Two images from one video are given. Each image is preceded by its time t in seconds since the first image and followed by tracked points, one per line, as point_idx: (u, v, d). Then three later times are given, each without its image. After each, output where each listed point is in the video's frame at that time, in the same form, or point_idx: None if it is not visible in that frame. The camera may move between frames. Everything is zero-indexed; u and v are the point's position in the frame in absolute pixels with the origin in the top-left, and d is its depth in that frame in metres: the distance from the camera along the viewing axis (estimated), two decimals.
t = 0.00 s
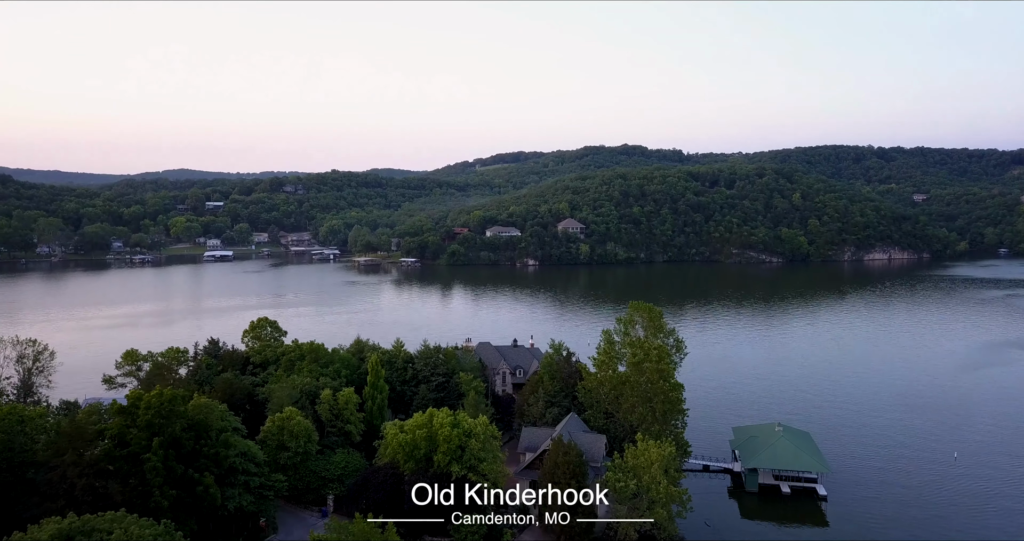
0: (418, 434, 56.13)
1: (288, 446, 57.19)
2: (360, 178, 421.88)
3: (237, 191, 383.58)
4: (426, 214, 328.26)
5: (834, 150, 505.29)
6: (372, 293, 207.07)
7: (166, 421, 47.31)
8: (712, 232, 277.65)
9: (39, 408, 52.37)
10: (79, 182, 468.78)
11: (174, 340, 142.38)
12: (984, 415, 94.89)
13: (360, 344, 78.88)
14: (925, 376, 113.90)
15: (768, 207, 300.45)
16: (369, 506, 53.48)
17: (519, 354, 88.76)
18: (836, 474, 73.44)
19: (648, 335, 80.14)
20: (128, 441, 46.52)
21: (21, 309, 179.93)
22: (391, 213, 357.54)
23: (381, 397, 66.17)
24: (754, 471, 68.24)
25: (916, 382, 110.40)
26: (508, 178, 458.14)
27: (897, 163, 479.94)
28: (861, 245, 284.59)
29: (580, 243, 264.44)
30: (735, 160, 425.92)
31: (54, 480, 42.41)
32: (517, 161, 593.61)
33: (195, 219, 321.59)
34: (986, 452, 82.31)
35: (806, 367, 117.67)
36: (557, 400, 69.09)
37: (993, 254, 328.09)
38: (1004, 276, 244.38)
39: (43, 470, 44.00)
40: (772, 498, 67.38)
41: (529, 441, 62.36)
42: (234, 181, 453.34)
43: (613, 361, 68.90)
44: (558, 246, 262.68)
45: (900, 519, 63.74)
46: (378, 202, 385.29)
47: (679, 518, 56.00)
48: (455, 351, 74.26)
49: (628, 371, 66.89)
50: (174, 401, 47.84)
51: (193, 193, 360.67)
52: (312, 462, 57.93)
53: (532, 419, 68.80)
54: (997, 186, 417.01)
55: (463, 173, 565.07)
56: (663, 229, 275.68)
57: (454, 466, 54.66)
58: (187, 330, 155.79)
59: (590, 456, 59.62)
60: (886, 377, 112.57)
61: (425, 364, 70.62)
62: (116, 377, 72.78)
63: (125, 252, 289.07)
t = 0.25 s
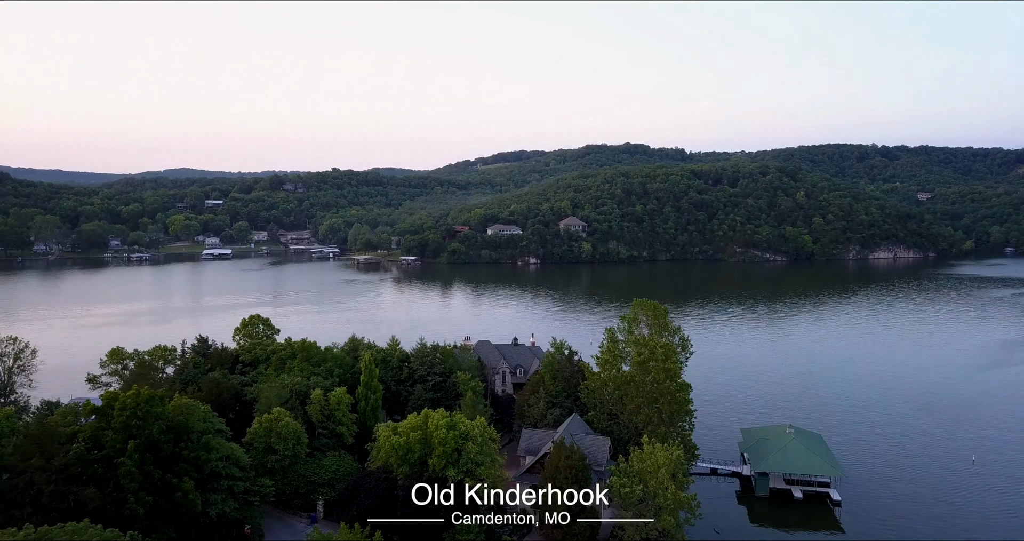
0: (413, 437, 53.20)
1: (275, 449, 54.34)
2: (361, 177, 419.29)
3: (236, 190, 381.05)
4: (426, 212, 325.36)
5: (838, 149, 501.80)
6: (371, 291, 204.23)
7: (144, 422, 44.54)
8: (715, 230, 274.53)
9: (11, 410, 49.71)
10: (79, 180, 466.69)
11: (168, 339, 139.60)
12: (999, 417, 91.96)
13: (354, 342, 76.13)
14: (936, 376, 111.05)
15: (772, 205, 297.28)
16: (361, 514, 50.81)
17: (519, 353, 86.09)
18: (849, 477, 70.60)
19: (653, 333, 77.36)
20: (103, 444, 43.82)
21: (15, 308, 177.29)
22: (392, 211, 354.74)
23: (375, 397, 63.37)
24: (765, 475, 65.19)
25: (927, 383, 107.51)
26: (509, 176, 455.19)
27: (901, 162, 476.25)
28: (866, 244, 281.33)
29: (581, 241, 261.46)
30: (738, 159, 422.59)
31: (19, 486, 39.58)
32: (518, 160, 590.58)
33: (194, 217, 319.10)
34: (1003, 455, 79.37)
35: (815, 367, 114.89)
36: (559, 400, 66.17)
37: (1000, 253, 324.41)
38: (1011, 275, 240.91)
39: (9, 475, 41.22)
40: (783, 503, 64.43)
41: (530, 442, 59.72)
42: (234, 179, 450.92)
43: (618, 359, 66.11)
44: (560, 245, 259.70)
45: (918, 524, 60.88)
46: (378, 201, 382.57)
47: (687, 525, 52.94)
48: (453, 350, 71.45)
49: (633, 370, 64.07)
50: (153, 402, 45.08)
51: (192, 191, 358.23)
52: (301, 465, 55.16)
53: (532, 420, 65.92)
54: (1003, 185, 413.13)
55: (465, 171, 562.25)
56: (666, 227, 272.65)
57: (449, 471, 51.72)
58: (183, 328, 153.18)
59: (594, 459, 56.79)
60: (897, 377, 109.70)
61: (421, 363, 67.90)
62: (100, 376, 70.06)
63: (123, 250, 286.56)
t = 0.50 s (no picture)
0: (406, 440, 50.27)
1: (262, 451, 51.46)
2: (362, 174, 416.45)
3: (237, 187, 378.35)
4: (428, 209, 322.44)
5: (843, 147, 497.97)
6: (371, 289, 201.40)
7: (120, 422, 41.95)
8: (720, 228, 271.25)
9: None
10: (79, 177, 464.66)
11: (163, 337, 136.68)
12: (1016, 418, 89.01)
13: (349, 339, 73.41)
14: (950, 377, 108.04)
15: (777, 203, 293.90)
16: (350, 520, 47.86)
17: (521, 350, 83.41)
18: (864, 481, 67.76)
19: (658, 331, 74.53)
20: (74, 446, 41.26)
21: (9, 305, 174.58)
22: (393, 209, 351.83)
23: (368, 397, 60.65)
24: (777, 479, 62.21)
25: (941, 383, 104.54)
26: (512, 174, 452.22)
27: (906, 160, 472.26)
28: (872, 242, 278.19)
29: (584, 238, 258.36)
30: (743, 157, 419.24)
31: None
32: (521, 158, 587.53)
33: (193, 215, 316.51)
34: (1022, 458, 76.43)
35: (824, 367, 111.96)
36: (561, 400, 63.26)
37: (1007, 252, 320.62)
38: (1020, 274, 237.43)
39: None
40: (796, 508, 61.52)
41: (530, 445, 56.91)
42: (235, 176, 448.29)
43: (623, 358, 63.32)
44: (562, 242, 256.64)
45: (938, 531, 57.98)
46: (380, 198, 379.78)
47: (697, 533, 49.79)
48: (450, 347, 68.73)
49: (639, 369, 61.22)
50: (128, 401, 42.48)
51: (192, 189, 355.73)
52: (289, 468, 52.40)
53: (532, 421, 62.99)
54: (1010, 183, 409.06)
55: (467, 169, 559.32)
56: (670, 225, 269.51)
57: (445, 474, 48.87)
58: (179, 325, 150.42)
59: (597, 462, 53.97)
60: (908, 378, 106.79)
61: (417, 361, 65.10)
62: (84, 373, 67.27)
63: (121, 247, 283.92)
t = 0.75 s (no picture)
0: (397, 442, 47.22)
1: (245, 453, 48.55)
2: (362, 172, 413.41)
3: (236, 184, 375.44)
4: (428, 207, 319.51)
5: (846, 144, 494.45)
6: (370, 286, 198.49)
7: (88, 422, 39.16)
8: (723, 226, 267.39)
9: None
10: (78, 175, 461.82)
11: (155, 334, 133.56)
12: None
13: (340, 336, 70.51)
14: (961, 376, 105.12)
15: (781, 200, 290.72)
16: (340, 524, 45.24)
17: (519, 346, 80.88)
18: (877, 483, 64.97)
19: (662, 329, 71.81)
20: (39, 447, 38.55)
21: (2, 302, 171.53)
22: (393, 206, 348.86)
23: (359, 396, 57.83)
24: (788, 482, 59.36)
25: (953, 382, 101.56)
26: (513, 172, 449.32)
27: (910, 158, 468.76)
28: (876, 240, 275.40)
29: (586, 236, 254.90)
30: (745, 154, 415.88)
31: None
32: (522, 155, 584.36)
33: (192, 212, 313.54)
34: None
35: (834, 366, 109.10)
36: (561, 399, 60.38)
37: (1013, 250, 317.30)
38: None
39: None
40: (808, 512, 58.73)
41: (528, 445, 53.77)
42: (234, 173, 445.19)
43: (627, 354, 60.57)
44: (564, 239, 253.32)
45: (958, 537, 55.14)
46: (380, 195, 376.82)
47: None
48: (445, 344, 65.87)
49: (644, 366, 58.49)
50: (98, 400, 39.70)
51: (191, 186, 352.85)
52: (274, 471, 49.57)
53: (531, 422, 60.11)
54: (1014, 181, 405.56)
55: (468, 167, 556.23)
56: (672, 222, 266.44)
57: (439, 477, 46.02)
58: (173, 322, 147.54)
59: (600, 464, 51.10)
60: (919, 377, 103.79)
61: (412, 358, 62.30)
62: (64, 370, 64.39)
63: (118, 244, 280.97)
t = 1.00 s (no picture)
0: (389, 443, 44.24)
1: (228, 453, 45.77)
2: (363, 169, 410.59)
3: (236, 181, 372.52)
4: (429, 203, 316.61)
5: (850, 142, 490.69)
6: (369, 282, 195.53)
7: (52, 422, 36.40)
8: (726, 222, 264.61)
9: None
10: (77, 171, 458.77)
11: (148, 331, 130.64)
12: None
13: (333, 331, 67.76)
14: (975, 375, 101.90)
15: (785, 197, 287.27)
16: (326, 529, 42.44)
17: (520, 342, 78.03)
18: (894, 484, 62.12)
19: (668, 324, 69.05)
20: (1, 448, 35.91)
21: None
22: (394, 203, 346.00)
23: (350, 394, 55.01)
24: (801, 484, 56.42)
25: (966, 381, 98.46)
26: (514, 169, 446.08)
27: (915, 155, 464.75)
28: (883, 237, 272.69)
29: (588, 232, 252.02)
30: (748, 151, 412.44)
31: None
32: (524, 153, 581.30)
33: (191, 208, 310.81)
34: None
35: (844, 364, 106.15)
36: (563, 397, 57.52)
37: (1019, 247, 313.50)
38: None
39: None
40: (821, 516, 55.88)
41: (527, 445, 50.68)
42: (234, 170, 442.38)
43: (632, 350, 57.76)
44: (566, 236, 250.41)
45: None
46: (380, 192, 374.04)
47: None
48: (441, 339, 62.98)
49: (650, 363, 55.69)
50: (63, 398, 36.92)
51: (190, 182, 350.13)
52: (258, 472, 46.80)
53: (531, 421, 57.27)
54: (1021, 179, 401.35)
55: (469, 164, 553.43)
56: (676, 218, 263.39)
57: (432, 480, 43.14)
58: (168, 318, 144.71)
59: (603, 465, 48.20)
60: (932, 375, 100.65)
61: (406, 353, 59.50)
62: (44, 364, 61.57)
63: (116, 240, 278.27)
